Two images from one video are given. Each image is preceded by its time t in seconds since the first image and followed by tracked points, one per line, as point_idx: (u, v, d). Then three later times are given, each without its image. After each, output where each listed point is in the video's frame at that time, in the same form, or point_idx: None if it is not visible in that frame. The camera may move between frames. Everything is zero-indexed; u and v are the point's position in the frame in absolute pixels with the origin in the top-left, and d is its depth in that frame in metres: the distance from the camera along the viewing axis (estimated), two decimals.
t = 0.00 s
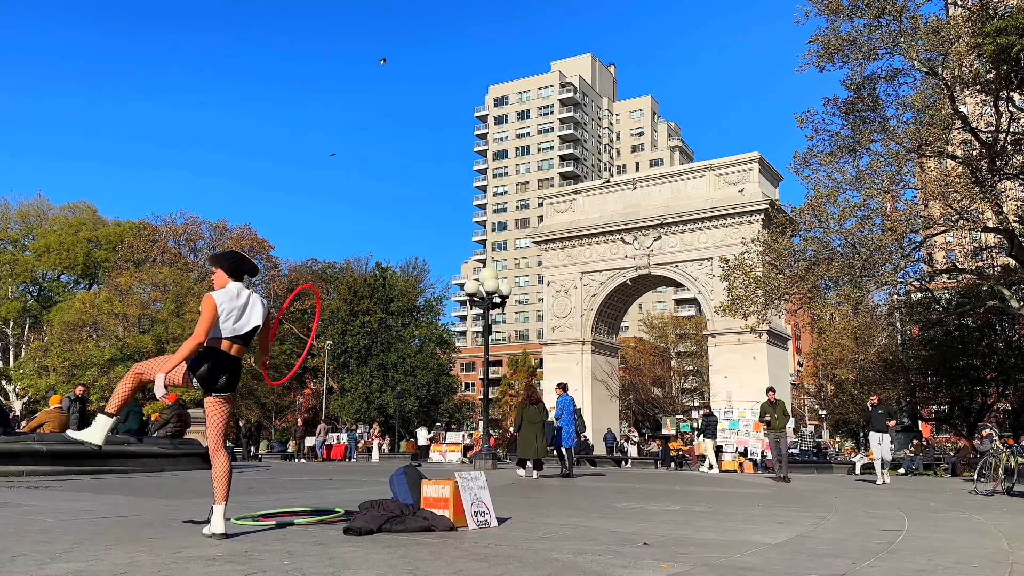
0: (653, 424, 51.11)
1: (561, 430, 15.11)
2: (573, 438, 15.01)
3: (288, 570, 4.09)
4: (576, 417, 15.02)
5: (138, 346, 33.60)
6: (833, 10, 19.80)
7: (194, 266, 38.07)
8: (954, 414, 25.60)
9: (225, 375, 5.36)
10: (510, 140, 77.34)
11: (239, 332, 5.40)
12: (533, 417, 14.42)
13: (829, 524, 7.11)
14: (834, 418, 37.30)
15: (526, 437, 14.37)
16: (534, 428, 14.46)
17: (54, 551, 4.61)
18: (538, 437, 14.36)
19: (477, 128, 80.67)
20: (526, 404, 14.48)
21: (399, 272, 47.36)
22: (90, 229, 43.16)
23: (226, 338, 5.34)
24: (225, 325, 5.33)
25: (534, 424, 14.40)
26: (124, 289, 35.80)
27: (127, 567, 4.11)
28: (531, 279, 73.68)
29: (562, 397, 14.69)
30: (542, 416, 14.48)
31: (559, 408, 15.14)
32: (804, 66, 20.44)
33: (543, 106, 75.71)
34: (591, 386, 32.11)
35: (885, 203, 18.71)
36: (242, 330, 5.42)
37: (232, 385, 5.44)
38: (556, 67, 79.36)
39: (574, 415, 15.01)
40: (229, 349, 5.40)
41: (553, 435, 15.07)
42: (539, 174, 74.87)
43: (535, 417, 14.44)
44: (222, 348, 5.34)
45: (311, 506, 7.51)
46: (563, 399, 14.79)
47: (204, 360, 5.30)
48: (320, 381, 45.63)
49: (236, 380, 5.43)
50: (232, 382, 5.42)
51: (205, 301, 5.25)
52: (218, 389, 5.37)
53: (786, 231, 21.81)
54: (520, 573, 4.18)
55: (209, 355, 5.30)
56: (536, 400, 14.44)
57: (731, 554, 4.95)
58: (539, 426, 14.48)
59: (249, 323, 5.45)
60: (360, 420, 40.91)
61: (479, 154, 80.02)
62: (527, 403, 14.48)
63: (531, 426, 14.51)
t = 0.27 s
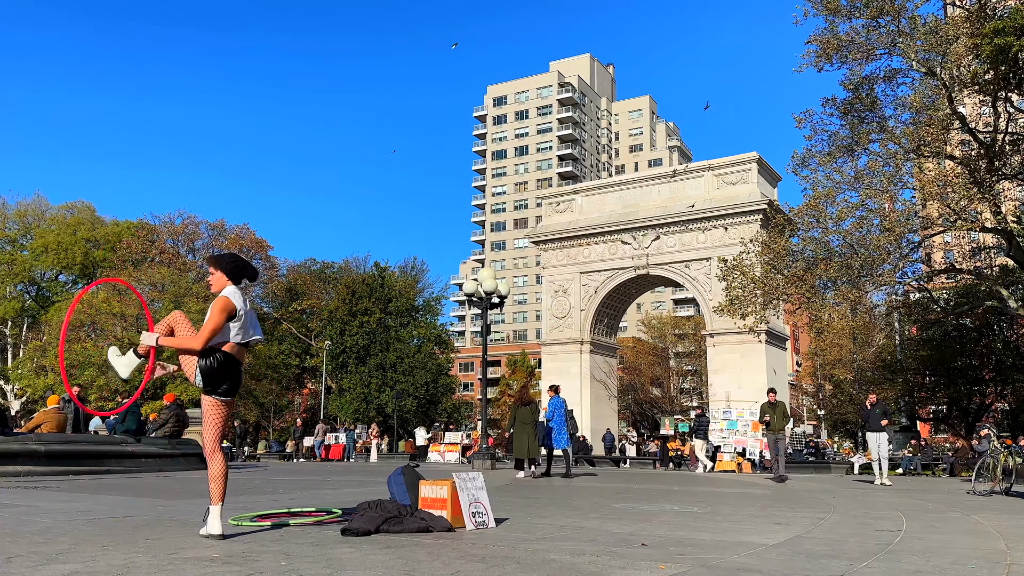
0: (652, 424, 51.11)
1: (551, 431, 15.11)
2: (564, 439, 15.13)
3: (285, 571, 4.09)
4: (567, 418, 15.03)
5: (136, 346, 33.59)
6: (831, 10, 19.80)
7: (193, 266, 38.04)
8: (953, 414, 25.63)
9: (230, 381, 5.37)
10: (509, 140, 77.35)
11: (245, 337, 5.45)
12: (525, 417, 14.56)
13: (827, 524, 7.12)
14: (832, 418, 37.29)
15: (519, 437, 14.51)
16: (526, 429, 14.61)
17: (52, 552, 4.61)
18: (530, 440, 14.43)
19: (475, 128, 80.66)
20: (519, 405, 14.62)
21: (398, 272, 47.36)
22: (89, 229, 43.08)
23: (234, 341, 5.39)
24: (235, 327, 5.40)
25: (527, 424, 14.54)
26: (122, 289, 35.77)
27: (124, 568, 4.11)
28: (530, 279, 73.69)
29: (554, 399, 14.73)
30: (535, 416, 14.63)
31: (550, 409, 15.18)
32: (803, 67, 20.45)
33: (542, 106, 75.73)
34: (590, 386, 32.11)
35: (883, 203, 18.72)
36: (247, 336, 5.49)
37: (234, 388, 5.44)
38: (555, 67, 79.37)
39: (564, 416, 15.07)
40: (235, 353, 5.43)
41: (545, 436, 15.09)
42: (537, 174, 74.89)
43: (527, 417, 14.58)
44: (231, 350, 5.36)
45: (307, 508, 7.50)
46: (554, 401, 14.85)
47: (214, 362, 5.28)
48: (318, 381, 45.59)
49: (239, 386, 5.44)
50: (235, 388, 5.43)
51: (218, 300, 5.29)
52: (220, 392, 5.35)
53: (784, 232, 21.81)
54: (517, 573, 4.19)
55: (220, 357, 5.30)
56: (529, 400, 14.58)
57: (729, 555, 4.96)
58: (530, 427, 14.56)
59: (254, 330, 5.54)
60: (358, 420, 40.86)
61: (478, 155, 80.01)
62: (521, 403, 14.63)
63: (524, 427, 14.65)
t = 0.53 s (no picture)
0: (651, 424, 51.13)
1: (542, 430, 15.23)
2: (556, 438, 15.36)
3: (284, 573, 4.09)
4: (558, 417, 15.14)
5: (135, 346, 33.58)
6: (830, 10, 19.79)
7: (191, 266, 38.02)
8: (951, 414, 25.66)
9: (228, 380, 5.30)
10: (507, 140, 77.36)
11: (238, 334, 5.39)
12: (518, 417, 14.76)
13: (825, 525, 7.12)
14: (831, 418, 37.32)
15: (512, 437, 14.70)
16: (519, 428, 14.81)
17: (50, 552, 4.60)
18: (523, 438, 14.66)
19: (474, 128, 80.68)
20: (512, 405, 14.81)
21: (397, 272, 47.36)
22: (87, 229, 43.03)
23: (228, 338, 5.33)
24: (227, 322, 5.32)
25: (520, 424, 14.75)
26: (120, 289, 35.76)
27: (123, 569, 4.10)
28: (528, 279, 73.70)
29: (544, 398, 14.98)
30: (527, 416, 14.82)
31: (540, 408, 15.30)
32: (801, 67, 20.45)
33: (541, 106, 75.72)
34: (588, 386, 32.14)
35: (881, 203, 18.74)
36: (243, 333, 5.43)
37: (236, 387, 5.40)
38: (554, 67, 79.38)
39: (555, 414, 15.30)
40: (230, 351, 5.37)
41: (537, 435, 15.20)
42: (536, 174, 74.90)
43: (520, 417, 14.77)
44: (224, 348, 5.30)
45: (306, 508, 7.50)
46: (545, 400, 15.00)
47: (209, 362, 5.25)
48: (317, 381, 45.55)
49: (241, 385, 5.38)
50: (237, 387, 5.38)
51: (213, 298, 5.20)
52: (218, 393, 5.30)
53: (782, 232, 21.82)
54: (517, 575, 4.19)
55: (216, 356, 5.26)
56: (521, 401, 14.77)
57: (728, 556, 4.96)
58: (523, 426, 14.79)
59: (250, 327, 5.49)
60: (357, 420, 40.84)
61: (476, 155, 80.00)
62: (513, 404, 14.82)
63: (517, 427, 14.85)
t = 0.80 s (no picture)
0: (650, 424, 51.15)
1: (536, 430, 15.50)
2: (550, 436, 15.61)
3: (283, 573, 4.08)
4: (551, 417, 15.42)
5: (133, 346, 33.56)
6: (828, 10, 19.80)
7: (190, 266, 38.00)
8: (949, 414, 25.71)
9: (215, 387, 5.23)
10: (506, 140, 77.37)
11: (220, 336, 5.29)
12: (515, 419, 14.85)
13: (825, 525, 7.13)
14: (829, 418, 37.38)
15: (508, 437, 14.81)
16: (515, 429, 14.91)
17: (49, 553, 4.59)
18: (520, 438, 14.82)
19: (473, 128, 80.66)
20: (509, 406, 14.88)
21: (395, 272, 47.38)
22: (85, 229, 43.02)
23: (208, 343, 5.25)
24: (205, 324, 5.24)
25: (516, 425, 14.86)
26: (119, 289, 35.75)
27: (123, 570, 4.10)
28: (527, 279, 73.71)
29: (538, 398, 15.31)
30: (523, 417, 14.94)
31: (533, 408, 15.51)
32: (801, 67, 20.47)
33: (539, 106, 75.72)
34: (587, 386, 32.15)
35: (880, 204, 18.76)
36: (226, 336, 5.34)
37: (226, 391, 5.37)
38: (553, 67, 79.40)
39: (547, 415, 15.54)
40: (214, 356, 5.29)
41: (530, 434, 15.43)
42: (535, 174, 74.92)
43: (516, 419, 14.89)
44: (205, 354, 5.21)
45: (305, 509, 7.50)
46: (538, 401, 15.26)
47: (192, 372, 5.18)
48: (315, 381, 45.52)
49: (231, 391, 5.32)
50: (227, 392, 5.35)
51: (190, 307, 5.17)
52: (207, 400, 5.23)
53: (781, 232, 21.82)
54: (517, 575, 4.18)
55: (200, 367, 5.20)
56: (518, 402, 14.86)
57: (728, 556, 4.96)
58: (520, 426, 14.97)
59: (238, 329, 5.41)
60: (356, 420, 40.83)
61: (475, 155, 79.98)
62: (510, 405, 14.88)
63: (513, 428, 14.92)
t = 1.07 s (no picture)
0: (648, 424, 51.15)
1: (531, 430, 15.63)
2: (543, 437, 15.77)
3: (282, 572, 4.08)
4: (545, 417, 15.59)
5: (131, 345, 33.52)
6: (827, 10, 19.81)
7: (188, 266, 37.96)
8: (947, 414, 25.73)
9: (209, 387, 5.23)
10: (505, 139, 77.36)
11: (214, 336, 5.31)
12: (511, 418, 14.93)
13: (823, 525, 7.13)
14: (828, 418, 37.40)
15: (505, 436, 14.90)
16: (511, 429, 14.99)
17: (47, 552, 4.59)
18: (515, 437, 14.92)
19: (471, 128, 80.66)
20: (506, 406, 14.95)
21: (394, 272, 47.37)
22: (83, 229, 42.98)
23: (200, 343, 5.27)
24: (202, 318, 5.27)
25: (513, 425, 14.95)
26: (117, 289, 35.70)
27: (121, 569, 4.10)
28: (526, 279, 73.72)
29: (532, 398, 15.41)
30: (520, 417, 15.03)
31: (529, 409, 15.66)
32: (799, 68, 20.47)
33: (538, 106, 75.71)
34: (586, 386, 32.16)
35: (878, 203, 18.78)
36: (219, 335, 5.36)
37: (219, 393, 5.42)
38: (551, 67, 79.41)
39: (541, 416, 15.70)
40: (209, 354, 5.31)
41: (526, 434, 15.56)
42: (533, 174, 74.92)
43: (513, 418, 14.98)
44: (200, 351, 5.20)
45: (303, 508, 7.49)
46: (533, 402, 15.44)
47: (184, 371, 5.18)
48: (314, 381, 45.48)
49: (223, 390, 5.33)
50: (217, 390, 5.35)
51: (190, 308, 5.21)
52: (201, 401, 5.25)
53: (780, 232, 21.82)
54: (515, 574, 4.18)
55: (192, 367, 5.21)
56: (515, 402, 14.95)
57: (726, 556, 4.96)
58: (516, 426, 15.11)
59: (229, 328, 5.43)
60: (354, 420, 40.82)
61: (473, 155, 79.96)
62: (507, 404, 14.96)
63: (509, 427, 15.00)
